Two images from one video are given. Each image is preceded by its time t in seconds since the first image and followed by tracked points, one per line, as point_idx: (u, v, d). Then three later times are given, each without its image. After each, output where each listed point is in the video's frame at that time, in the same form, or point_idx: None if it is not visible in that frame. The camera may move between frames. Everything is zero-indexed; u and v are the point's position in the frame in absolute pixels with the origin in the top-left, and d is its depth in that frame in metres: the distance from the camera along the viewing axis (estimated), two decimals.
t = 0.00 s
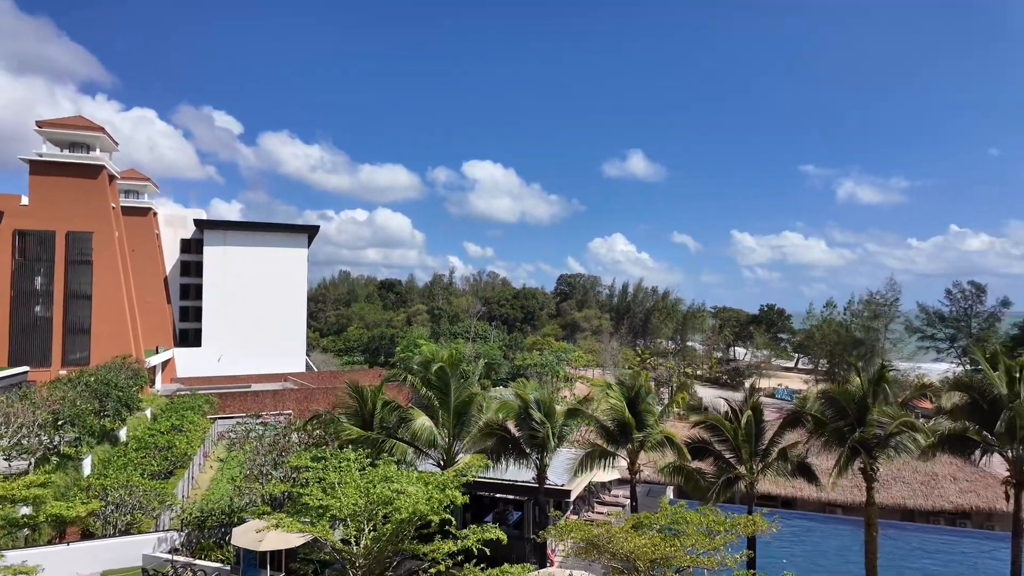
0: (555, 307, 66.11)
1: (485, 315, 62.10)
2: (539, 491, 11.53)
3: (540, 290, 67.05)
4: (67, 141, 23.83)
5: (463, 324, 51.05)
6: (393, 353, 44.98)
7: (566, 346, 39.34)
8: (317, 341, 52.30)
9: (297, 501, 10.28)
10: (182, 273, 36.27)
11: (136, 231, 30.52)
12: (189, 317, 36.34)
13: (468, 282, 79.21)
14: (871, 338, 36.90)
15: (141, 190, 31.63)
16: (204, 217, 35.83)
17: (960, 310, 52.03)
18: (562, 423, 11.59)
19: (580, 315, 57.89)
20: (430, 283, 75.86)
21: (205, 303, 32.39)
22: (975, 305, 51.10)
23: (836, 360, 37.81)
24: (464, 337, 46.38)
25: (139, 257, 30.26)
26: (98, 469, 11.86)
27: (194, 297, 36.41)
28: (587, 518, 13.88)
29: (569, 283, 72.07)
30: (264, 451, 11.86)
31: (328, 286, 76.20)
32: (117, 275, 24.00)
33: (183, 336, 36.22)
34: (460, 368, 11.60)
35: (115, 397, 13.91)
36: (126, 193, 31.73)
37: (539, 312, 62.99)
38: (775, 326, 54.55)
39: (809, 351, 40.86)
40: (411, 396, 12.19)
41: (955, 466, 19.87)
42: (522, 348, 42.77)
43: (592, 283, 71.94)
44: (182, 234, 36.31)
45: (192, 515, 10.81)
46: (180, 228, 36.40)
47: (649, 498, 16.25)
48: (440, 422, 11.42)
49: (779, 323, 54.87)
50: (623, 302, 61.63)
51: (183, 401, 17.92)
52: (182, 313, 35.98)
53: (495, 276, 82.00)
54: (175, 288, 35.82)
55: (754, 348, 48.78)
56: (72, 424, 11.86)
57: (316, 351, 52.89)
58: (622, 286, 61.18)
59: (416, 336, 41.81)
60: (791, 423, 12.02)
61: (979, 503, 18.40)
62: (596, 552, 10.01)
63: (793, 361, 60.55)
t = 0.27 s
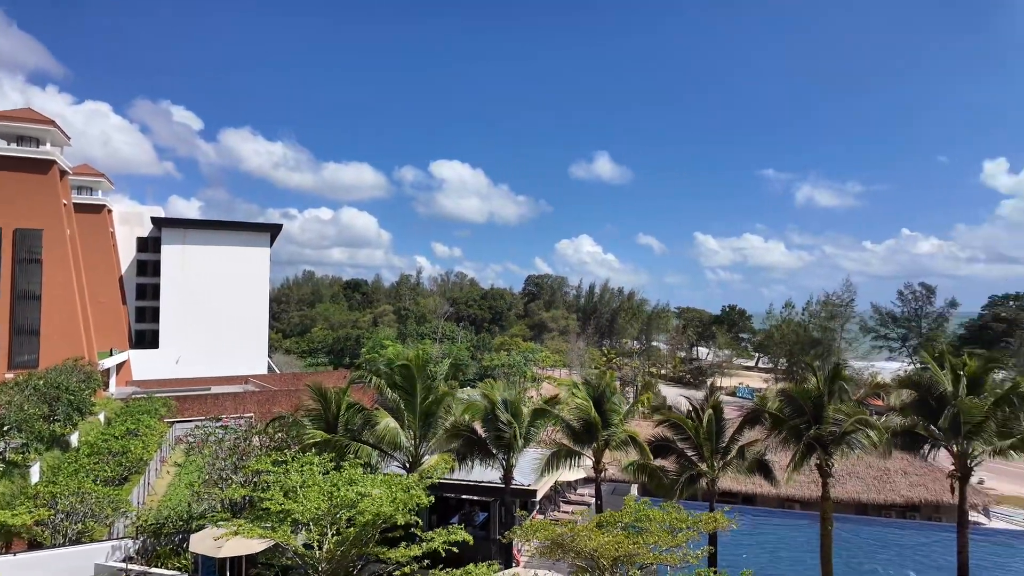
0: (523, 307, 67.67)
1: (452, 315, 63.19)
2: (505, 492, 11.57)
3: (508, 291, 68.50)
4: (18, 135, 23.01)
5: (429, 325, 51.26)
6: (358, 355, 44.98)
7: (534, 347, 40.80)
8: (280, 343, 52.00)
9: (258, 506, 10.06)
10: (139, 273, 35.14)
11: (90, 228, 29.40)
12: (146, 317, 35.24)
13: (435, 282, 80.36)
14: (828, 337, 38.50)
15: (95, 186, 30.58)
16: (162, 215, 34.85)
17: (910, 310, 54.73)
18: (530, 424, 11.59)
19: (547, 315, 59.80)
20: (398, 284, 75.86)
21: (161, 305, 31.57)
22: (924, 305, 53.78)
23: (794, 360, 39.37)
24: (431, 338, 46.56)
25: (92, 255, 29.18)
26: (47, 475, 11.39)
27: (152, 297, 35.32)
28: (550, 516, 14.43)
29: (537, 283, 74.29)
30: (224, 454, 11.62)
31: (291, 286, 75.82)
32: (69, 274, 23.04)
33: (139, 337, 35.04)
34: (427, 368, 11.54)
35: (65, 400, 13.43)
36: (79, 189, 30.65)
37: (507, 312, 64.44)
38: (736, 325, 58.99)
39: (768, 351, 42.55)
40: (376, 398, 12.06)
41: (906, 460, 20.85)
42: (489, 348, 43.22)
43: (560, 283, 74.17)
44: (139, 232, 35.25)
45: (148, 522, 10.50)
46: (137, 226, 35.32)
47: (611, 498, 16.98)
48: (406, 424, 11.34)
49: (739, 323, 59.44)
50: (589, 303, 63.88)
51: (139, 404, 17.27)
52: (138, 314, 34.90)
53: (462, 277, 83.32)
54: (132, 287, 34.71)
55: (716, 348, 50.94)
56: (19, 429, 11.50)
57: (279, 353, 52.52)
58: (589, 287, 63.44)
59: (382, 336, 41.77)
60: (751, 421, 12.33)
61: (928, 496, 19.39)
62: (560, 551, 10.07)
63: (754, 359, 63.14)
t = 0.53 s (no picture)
0: (488, 308, 69.48)
1: (417, 316, 64.38)
2: (469, 493, 11.58)
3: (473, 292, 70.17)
4: None
5: (394, 326, 51.36)
6: (319, 356, 44.72)
7: (500, 348, 42.53)
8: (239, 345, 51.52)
9: (213, 513, 9.78)
10: (89, 272, 33.82)
11: (36, 226, 28.16)
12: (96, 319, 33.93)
13: (400, 283, 81.67)
14: (783, 336, 40.50)
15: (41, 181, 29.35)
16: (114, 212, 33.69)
17: (861, 310, 57.50)
18: (493, 425, 11.66)
19: (512, 316, 62.32)
20: (364, 285, 75.52)
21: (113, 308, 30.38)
22: (875, 306, 56.66)
23: (749, 359, 41.07)
24: (394, 339, 46.79)
25: (36, 253, 27.91)
26: None
27: (103, 297, 34.04)
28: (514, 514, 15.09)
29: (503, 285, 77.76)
30: (178, 459, 11.29)
31: (250, 286, 75.38)
32: (11, 272, 21.93)
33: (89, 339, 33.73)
34: (390, 369, 11.46)
35: (7, 406, 12.88)
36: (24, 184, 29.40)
37: (472, 313, 66.11)
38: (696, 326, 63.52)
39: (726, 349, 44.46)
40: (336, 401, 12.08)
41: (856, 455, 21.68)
42: (454, 349, 43.68)
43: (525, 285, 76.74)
44: (89, 230, 33.97)
45: (97, 530, 10.08)
46: (87, 223, 34.03)
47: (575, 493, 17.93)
48: (368, 427, 11.24)
49: (699, 323, 63.80)
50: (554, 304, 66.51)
51: (88, 409, 16.53)
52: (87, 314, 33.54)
53: (426, 278, 84.89)
54: (81, 287, 33.31)
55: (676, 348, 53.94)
56: None
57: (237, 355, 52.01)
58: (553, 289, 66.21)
59: (344, 338, 41.57)
60: (708, 419, 12.67)
61: (876, 490, 20.37)
62: (522, 551, 10.13)
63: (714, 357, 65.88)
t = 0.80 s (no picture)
0: (452, 309, 70.80)
1: (381, 317, 64.98)
2: (432, 495, 11.51)
3: (438, 293, 71.25)
4: None
5: (356, 327, 51.01)
6: (279, 358, 44.20)
7: (464, 350, 43.49)
8: (197, 347, 50.79)
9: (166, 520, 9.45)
10: (34, 271, 32.38)
11: None
12: (42, 320, 32.53)
13: (364, 284, 82.25)
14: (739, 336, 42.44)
15: None
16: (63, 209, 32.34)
17: (815, 311, 59.65)
18: (457, 426, 11.64)
19: (477, 317, 63.65)
20: (327, 286, 74.60)
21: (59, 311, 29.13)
22: (827, 307, 58.84)
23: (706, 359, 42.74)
24: (357, 340, 46.90)
25: None
26: None
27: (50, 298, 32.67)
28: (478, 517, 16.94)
29: (468, 287, 79.87)
30: (128, 465, 10.89)
31: (206, 285, 74.34)
32: None
33: (34, 341, 32.42)
34: (352, 371, 11.40)
35: None
36: None
37: (437, 314, 67.31)
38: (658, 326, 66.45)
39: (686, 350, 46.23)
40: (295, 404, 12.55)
41: (811, 451, 22.58)
42: (418, 351, 43.77)
43: (490, 287, 78.67)
44: (35, 227, 32.53)
45: (41, 541, 9.62)
46: (34, 220, 32.59)
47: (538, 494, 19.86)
48: (329, 430, 11.18)
49: (661, 323, 67.04)
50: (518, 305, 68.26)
51: (32, 414, 15.60)
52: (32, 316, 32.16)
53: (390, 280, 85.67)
54: (25, 287, 31.83)
55: (639, 348, 56.52)
56: None
57: (193, 357, 51.17)
58: (518, 291, 67.77)
59: (305, 339, 41.28)
60: (668, 417, 12.94)
61: (828, 485, 21.40)
62: (485, 551, 10.15)
63: (675, 356, 67.99)
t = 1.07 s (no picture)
0: (417, 310, 70.86)
1: (344, 318, 64.49)
2: (395, 497, 11.91)
3: (402, 294, 71.21)
4: None
5: (319, 329, 50.27)
6: (237, 360, 43.22)
7: (429, 351, 43.32)
8: (151, 349, 49.38)
9: (117, 529, 9.07)
10: None
11: None
12: None
13: (326, 285, 81.39)
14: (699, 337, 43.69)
15: None
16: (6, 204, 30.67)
17: (772, 312, 61.51)
18: (421, 428, 12.17)
19: (443, 318, 63.62)
20: (289, 287, 73.13)
21: None
22: (784, 308, 60.78)
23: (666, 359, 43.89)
24: (319, 342, 46.40)
25: None
26: None
27: None
28: (441, 519, 21.70)
29: (434, 289, 80.10)
30: (77, 472, 10.47)
31: (160, 285, 72.16)
32: None
33: None
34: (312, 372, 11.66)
35: None
36: None
37: (401, 316, 67.37)
38: (622, 327, 68.71)
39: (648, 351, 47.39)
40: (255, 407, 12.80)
41: (770, 448, 23.24)
42: (382, 352, 43.31)
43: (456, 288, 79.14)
44: None
45: None
46: None
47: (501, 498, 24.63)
48: (288, 434, 11.43)
49: (624, 325, 68.98)
50: (485, 306, 68.68)
51: None
52: None
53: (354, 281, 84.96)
54: None
55: (604, 349, 58.02)
56: None
57: (147, 360, 49.64)
58: (484, 292, 68.28)
59: (266, 341, 40.60)
60: (630, 416, 13.22)
61: (785, 482, 22.10)
62: (449, 554, 10.08)
63: (639, 356, 69.38)
